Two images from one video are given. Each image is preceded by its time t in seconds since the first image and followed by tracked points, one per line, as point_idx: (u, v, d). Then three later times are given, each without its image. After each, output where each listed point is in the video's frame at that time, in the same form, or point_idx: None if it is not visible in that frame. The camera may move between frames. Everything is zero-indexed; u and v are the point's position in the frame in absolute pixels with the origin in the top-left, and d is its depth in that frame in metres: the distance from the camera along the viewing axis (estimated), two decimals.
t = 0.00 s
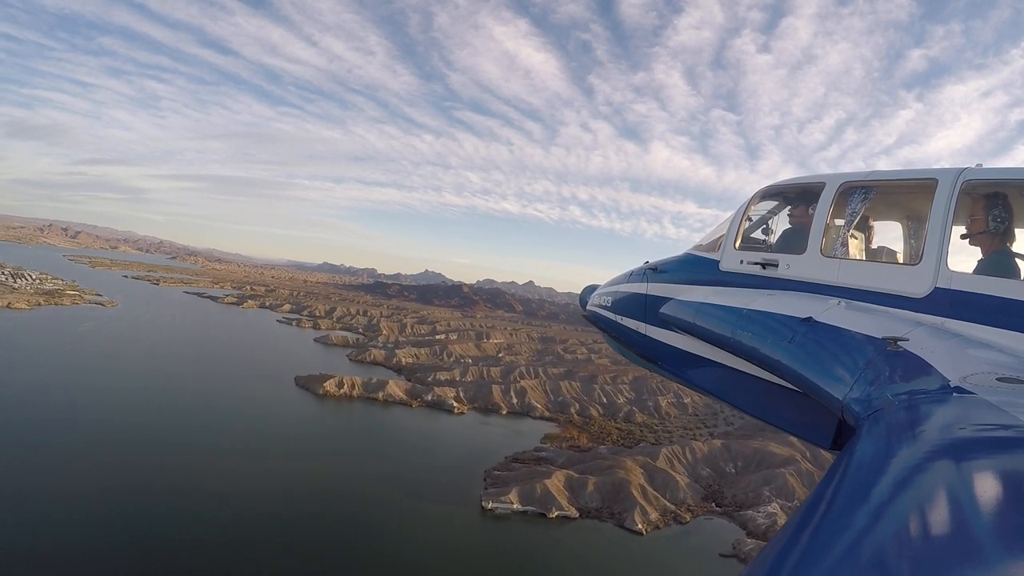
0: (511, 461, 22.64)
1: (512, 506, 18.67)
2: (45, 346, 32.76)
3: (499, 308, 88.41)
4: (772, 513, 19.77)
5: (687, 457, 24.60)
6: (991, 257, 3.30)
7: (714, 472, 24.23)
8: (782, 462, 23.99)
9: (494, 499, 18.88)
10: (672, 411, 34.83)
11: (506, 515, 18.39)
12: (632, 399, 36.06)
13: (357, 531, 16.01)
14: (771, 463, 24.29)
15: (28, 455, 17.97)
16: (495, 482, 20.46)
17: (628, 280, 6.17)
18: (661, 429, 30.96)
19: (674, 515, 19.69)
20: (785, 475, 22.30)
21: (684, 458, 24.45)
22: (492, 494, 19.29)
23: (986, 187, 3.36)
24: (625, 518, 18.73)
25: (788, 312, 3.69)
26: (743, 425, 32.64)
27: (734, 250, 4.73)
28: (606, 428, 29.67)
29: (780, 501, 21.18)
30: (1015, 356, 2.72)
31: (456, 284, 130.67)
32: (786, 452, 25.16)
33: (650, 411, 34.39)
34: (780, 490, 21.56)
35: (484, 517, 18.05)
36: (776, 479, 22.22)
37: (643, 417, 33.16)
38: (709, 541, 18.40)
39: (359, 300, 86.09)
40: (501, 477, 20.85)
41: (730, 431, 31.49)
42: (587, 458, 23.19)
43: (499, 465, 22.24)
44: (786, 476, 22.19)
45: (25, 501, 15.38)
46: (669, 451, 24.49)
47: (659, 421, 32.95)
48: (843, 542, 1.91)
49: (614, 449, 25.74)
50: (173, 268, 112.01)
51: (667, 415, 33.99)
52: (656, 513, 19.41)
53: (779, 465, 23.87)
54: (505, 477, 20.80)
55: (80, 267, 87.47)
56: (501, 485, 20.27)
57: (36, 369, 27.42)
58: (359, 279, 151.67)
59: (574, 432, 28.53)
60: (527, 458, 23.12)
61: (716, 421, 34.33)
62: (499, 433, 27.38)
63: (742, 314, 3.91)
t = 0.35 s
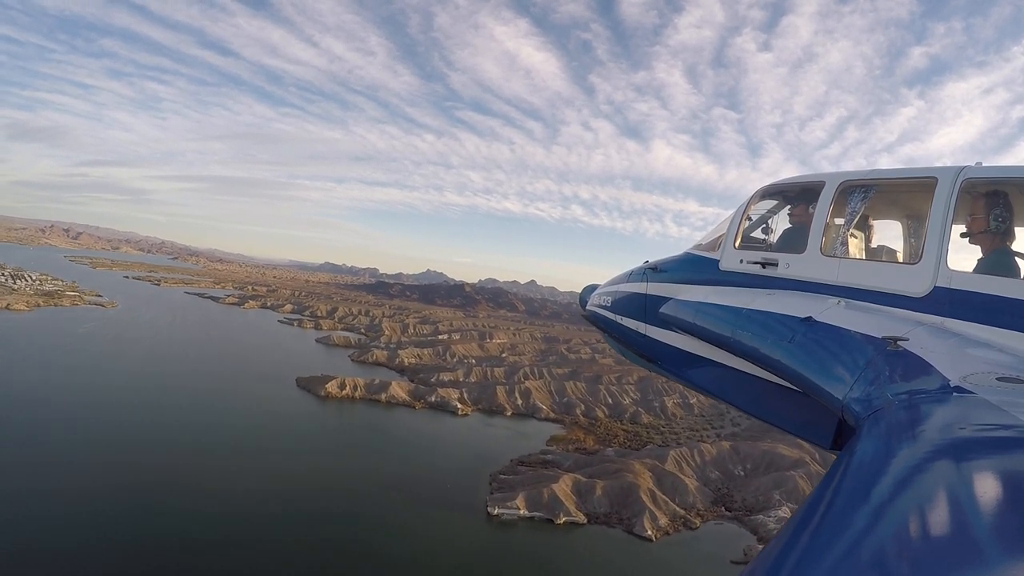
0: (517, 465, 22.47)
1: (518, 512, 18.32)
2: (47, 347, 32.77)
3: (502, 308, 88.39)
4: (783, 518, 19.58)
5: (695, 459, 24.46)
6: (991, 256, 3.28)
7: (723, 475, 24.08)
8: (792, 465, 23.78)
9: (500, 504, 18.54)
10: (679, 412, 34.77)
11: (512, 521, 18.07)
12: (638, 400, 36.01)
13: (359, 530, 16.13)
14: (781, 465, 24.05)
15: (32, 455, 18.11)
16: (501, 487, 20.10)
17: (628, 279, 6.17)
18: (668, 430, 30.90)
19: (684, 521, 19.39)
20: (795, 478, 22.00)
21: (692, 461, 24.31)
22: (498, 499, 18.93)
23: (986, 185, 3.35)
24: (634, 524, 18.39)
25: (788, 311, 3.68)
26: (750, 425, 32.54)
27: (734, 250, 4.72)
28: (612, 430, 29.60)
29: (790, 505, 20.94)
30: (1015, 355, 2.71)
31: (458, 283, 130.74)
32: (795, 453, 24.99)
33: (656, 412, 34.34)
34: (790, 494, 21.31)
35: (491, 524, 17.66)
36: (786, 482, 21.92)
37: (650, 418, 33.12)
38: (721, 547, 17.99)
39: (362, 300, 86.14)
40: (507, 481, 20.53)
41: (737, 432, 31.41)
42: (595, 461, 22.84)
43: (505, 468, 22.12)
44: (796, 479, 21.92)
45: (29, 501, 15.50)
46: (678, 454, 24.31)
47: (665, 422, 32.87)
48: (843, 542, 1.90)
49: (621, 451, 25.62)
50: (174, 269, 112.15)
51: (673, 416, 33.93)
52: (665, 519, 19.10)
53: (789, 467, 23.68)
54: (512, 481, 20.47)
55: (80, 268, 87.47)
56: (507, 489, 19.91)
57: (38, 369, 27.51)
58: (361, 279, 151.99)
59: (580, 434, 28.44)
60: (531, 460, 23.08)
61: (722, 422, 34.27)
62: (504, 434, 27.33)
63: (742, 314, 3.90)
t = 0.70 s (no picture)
0: (524, 467, 22.34)
1: (526, 517, 18.10)
2: (48, 348, 32.84)
3: (503, 306, 88.35)
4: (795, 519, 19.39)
5: (703, 460, 24.31)
6: (991, 257, 3.29)
7: (732, 476, 23.93)
8: (801, 466, 23.68)
9: (507, 509, 18.33)
10: (684, 412, 34.75)
11: (520, 526, 17.83)
12: (643, 399, 35.99)
13: (362, 530, 16.28)
14: (791, 466, 23.98)
15: (36, 456, 18.27)
16: (508, 491, 19.90)
17: (628, 280, 6.16)
18: (674, 430, 30.83)
19: (695, 523, 19.19)
20: (805, 478, 21.82)
21: (700, 461, 24.16)
22: (505, 504, 18.71)
23: (986, 186, 3.35)
24: (644, 528, 18.25)
25: (788, 312, 3.69)
26: (755, 424, 32.49)
27: (734, 251, 4.72)
28: (618, 431, 29.54)
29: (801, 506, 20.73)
30: (1016, 356, 2.71)
31: (459, 282, 130.75)
32: (804, 454, 24.89)
33: (662, 412, 34.33)
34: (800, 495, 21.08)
35: (498, 530, 17.42)
36: (796, 483, 21.74)
37: (655, 417, 33.11)
38: (732, 551, 17.82)
39: (363, 299, 86.21)
40: (513, 485, 20.36)
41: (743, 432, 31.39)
42: (602, 463, 22.67)
43: (511, 471, 21.93)
44: (806, 479, 21.74)
45: (34, 501, 15.64)
46: (686, 455, 24.18)
47: (671, 422, 32.81)
48: (843, 542, 1.90)
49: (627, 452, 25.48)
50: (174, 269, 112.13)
51: (678, 416, 33.92)
52: (675, 522, 18.92)
53: (799, 468, 23.57)
54: (518, 485, 20.30)
55: (79, 269, 87.35)
56: (514, 493, 19.73)
57: (40, 371, 27.62)
58: (363, 278, 152.04)
59: (586, 435, 28.35)
60: (534, 462, 23.03)
61: (728, 421, 34.24)
62: (508, 435, 27.30)
63: (742, 314, 3.90)
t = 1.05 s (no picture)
0: (528, 470, 22.11)
1: (533, 523, 17.69)
2: (49, 351, 32.86)
3: (504, 305, 88.39)
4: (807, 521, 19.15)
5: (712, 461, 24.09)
6: (991, 256, 3.27)
7: (741, 477, 23.75)
8: (811, 466, 23.56)
9: (514, 516, 17.90)
10: (689, 411, 34.71)
11: (527, 532, 17.45)
12: (647, 399, 35.98)
13: (364, 530, 16.39)
14: (800, 466, 23.87)
15: (38, 458, 18.38)
16: (514, 497, 19.56)
17: (628, 279, 6.16)
18: (680, 430, 30.78)
19: (706, 527, 18.87)
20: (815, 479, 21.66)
21: (709, 463, 23.93)
22: (511, 509, 18.33)
23: (986, 185, 3.35)
24: (655, 533, 17.95)
25: (788, 311, 3.68)
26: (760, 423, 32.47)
27: (734, 250, 4.72)
28: (623, 432, 29.48)
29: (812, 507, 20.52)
30: (1015, 355, 2.70)
31: (459, 281, 130.80)
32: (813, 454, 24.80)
33: (667, 411, 34.34)
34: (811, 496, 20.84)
35: (503, 536, 17.12)
36: (806, 484, 21.54)
37: (660, 418, 33.10)
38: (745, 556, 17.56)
39: (363, 299, 86.23)
40: (519, 490, 20.02)
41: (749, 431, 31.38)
42: (609, 466, 22.36)
43: (517, 474, 21.67)
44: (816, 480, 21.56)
45: (37, 503, 15.75)
46: (695, 456, 24.01)
47: (676, 422, 32.77)
48: (844, 542, 1.89)
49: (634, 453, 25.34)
50: (174, 270, 112.09)
51: (684, 415, 33.92)
52: (686, 526, 18.61)
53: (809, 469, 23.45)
54: (524, 489, 19.95)
55: (79, 271, 87.39)
56: (520, 498, 19.36)
57: (40, 373, 27.67)
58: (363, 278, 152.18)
59: (592, 436, 28.25)
60: (536, 464, 23.01)
61: (734, 421, 34.24)
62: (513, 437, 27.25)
63: (742, 314, 3.89)
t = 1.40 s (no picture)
0: (534, 474, 21.96)
1: (541, 530, 17.41)
2: (50, 351, 32.91)
3: (505, 305, 88.42)
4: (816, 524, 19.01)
5: (719, 463, 23.71)
6: (991, 258, 3.28)
7: (749, 480, 23.36)
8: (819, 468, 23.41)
9: (520, 521, 17.62)
10: (694, 411, 34.69)
11: (534, 539, 17.17)
12: (652, 399, 35.93)
13: (363, 529, 16.51)
14: (808, 468, 23.73)
15: (39, 458, 18.47)
16: (520, 501, 19.23)
17: (628, 280, 6.17)
18: (685, 431, 30.73)
19: (715, 533, 18.68)
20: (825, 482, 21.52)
21: (717, 465, 23.60)
22: (517, 516, 18.00)
23: (986, 187, 3.35)
24: (665, 539, 17.66)
25: (788, 312, 3.68)
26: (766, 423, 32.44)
27: (734, 251, 4.72)
28: (628, 433, 29.46)
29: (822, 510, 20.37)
30: (1014, 357, 2.70)
31: (460, 281, 130.86)
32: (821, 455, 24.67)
33: (672, 412, 34.32)
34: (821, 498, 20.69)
35: (509, 542, 16.84)
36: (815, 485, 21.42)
37: (665, 418, 33.10)
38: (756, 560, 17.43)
39: (364, 299, 86.24)
40: (525, 495, 19.72)
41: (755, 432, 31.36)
42: (616, 469, 22.09)
43: (521, 478, 21.48)
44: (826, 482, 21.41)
45: (39, 503, 15.83)
46: (702, 458, 23.66)
47: (681, 422, 32.74)
48: (843, 542, 1.90)
49: (640, 456, 25.19)
50: (173, 270, 112.05)
51: (689, 416, 33.93)
52: (695, 531, 18.36)
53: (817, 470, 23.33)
54: (530, 494, 19.66)
55: (80, 272, 87.43)
56: (526, 503, 19.06)
57: (41, 374, 27.78)
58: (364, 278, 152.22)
59: (597, 438, 28.16)
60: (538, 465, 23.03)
61: (739, 421, 34.23)
62: (517, 438, 27.21)
63: (742, 314, 3.90)
